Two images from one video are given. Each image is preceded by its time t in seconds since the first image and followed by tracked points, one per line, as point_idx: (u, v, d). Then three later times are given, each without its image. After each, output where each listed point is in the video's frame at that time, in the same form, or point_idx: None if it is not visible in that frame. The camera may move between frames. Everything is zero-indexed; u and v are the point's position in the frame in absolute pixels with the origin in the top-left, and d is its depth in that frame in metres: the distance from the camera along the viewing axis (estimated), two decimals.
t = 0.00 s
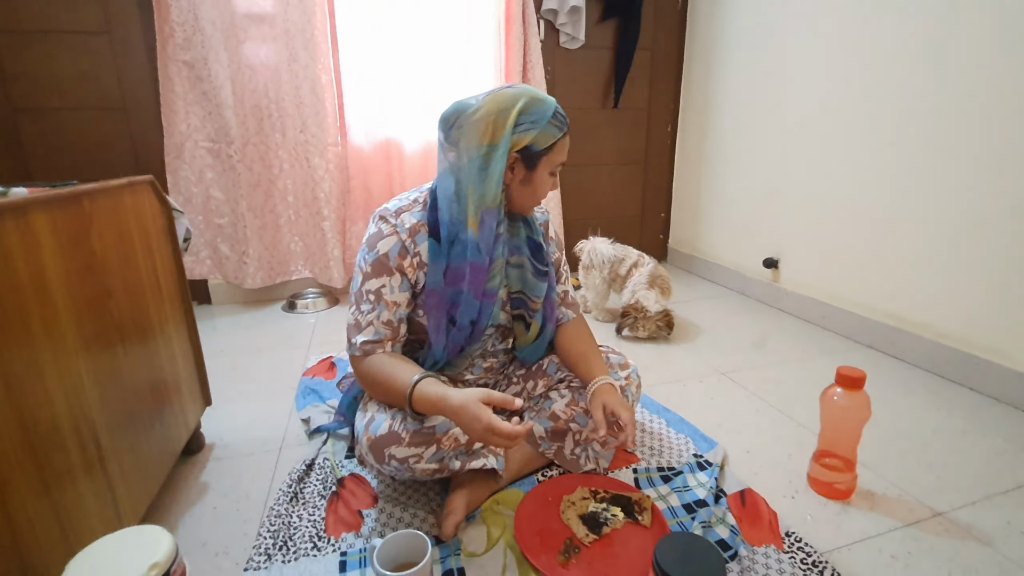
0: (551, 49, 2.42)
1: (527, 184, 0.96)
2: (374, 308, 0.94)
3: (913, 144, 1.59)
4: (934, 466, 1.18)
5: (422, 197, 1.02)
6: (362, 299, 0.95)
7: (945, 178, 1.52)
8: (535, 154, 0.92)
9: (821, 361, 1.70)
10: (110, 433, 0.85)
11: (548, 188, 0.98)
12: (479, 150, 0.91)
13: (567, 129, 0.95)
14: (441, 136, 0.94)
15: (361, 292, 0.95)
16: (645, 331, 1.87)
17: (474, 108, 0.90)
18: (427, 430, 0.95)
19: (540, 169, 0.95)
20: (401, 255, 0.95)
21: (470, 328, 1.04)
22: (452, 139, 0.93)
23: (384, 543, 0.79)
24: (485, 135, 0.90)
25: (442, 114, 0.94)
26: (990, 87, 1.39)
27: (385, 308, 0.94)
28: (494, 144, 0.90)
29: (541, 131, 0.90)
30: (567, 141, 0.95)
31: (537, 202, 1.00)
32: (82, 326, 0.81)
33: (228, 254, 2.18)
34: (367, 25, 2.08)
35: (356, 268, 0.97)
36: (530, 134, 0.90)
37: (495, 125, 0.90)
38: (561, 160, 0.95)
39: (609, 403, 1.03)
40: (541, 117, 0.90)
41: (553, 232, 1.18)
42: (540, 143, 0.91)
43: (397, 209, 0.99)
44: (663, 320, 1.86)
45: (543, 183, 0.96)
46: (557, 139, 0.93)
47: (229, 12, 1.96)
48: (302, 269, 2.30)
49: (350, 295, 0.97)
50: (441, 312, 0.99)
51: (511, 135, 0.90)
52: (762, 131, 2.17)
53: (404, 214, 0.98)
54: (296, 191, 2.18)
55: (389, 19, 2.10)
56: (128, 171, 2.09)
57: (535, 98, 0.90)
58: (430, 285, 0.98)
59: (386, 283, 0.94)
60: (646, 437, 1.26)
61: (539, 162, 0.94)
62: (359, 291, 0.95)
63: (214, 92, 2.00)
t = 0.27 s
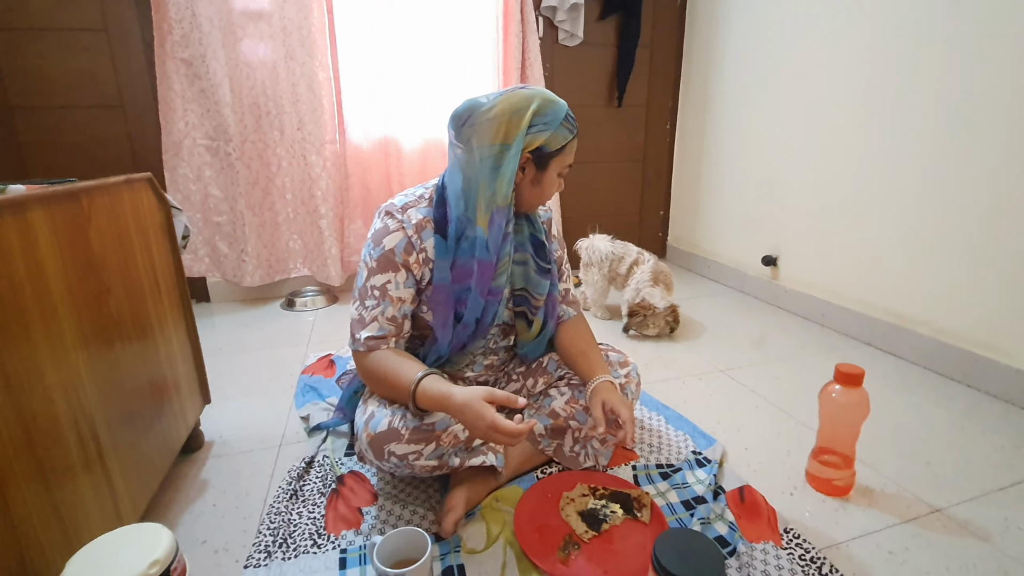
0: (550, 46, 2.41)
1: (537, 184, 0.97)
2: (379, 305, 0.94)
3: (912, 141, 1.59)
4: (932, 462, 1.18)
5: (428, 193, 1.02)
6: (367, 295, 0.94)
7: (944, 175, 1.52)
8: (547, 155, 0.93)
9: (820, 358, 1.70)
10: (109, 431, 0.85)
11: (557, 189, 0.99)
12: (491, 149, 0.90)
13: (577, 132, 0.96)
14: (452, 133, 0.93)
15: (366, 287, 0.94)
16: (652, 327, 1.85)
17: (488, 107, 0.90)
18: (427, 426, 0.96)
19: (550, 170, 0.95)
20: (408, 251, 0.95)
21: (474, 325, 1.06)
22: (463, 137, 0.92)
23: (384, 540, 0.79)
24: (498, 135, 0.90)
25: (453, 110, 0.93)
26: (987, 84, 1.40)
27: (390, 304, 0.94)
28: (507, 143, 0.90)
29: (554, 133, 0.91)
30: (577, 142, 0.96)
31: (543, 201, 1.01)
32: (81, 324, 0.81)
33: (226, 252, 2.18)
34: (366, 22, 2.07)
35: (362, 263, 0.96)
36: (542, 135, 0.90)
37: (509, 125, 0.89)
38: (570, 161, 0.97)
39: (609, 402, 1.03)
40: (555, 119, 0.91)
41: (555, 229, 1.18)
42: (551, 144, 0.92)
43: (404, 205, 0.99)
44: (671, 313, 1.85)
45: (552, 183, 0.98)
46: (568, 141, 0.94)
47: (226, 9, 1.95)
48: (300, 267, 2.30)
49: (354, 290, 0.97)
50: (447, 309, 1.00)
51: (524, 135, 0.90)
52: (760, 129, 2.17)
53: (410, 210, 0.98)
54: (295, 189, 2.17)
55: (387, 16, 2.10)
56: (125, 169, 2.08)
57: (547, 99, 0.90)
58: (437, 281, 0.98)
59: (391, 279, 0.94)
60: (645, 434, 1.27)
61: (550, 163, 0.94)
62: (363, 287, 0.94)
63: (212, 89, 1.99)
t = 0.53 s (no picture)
0: (550, 44, 2.41)
1: (537, 181, 0.98)
2: (380, 301, 0.94)
3: (912, 140, 1.59)
4: (931, 460, 1.19)
5: (428, 190, 1.02)
6: (368, 291, 0.94)
7: (944, 174, 1.52)
8: (547, 153, 0.93)
9: (819, 356, 1.71)
10: (113, 427, 0.86)
11: (557, 186, 1.00)
12: (492, 146, 0.90)
13: (576, 129, 0.96)
14: (453, 131, 0.93)
15: (366, 284, 0.95)
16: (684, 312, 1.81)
17: (488, 104, 0.89)
18: (429, 422, 0.96)
19: (550, 168, 0.96)
20: (408, 247, 0.95)
21: (477, 321, 1.06)
22: (463, 134, 0.91)
23: (387, 535, 0.80)
24: (498, 132, 0.89)
25: (453, 109, 0.93)
26: (987, 83, 1.40)
27: (391, 300, 0.95)
28: (508, 140, 0.90)
29: (554, 129, 0.91)
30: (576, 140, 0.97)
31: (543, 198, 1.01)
32: (85, 321, 0.81)
33: (227, 249, 2.18)
34: (366, 20, 2.07)
35: (362, 259, 0.97)
36: (542, 132, 0.91)
37: (509, 122, 0.89)
38: (570, 159, 0.97)
39: (609, 399, 1.03)
40: (555, 116, 0.91)
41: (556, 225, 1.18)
42: (552, 141, 0.92)
43: (404, 202, 0.99)
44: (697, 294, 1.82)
45: (552, 181, 0.98)
46: (568, 138, 0.94)
47: (227, 6, 1.95)
48: (301, 264, 2.30)
49: (355, 286, 0.97)
50: (450, 305, 1.00)
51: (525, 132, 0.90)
52: (761, 127, 2.17)
53: (410, 207, 0.98)
54: (295, 186, 2.17)
55: (387, 14, 2.09)
56: (126, 166, 2.08)
57: (547, 96, 0.91)
58: (439, 276, 0.97)
59: (392, 275, 0.94)
60: (645, 431, 1.27)
61: (550, 160, 0.95)
62: (364, 283, 0.94)
63: (213, 86, 1.99)
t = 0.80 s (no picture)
0: (550, 40, 2.41)
1: (530, 175, 0.98)
2: (375, 297, 0.94)
3: (911, 138, 1.59)
4: (927, 456, 1.19)
5: (422, 185, 1.02)
6: (363, 287, 0.94)
7: (942, 171, 1.52)
8: (537, 145, 0.93)
9: (817, 353, 1.71)
10: (110, 423, 0.86)
11: (549, 179, 1.00)
12: (482, 141, 0.90)
13: (567, 120, 0.95)
14: (443, 128, 0.93)
15: (361, 279, 0.95)
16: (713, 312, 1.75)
17: (475, 99, 0.89)
18: (425, 418, 0.96)
19: (541, 160, 0.96)
20: (402, 243, 0.95)
21: (473, 316, 1.06)
22: (453, 132, 0.91)
23: (383, 530, 0.80)
24: (487, 127, 0.89)
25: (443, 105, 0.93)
26: (986, 81, 1.40)
27: (386, 296, 0.95)
28: (497, 135, 0.89)
29: (544, 121, 0.91)
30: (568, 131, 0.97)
31: (537, 190, 1.01)
32: (83, 316, 0.81)
33: (225, 245, 2.18)
34: (365, 16, 2.06)
35: (356, 256, 0.96)
36: (532, 124, 0.90)
37: (498, 117, 0.89)
38: (562, 151, 0.97)
39: (603, 398, 1.03)
40: (543, 108, 0.91)
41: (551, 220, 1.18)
42: (542, 133, 0.92)
43: (398, 197, 0.99)
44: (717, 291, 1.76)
45: (544, 174, 0.98)
46: (559, 130, 0.94)
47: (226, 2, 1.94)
48: (299, 261, 2.30)
49: (350, 283, 0.97)
50: (445, 301, 1.00)
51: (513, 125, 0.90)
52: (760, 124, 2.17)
53: (404, 203, 0.98)
54: (293, 182, 2.17)
55: (386, 10, 2.09)
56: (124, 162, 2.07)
57: (534, 88, 0.90)
58: (433, 271, 0.98)
59: (386, 271, 0.94)
60: (642, 428, 1.27)
61: (541, 153, 0.95)
62: (359, 279, 0.94)
63: (211, 82, 1.99)
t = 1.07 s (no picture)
0: (544, 36, 2.40)
1: (498, 163, 0.95)
2: (360, 288, 0.94)
3: (903, 135, 1.60)
4: (916, 452, 1.20)
5: (405, 177, 1.03)
6: (348, 278, 0.95)
7: (934, 168, 1.52)
8: (503, 132, 0.91)
9: (808, 349, 1.71)
10: (96, 418, 0.85)
11: (521, 169, 0.96)
12: (449, 129, 0.91)
13: (540, 106, 0.93)
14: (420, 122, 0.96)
15: (347, 271, 0.95)
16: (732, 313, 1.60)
17: (444, 91, 0.92)
18: (414, 414, 0.96)
19: (510, 149, 0.93)
20: (384, 233, 0.95)
21: (461, 308, 1.05)
22: (429, 124, 0.94)
23: (370, 526, 0.79)
24: (453, 115, 0.91)
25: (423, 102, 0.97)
26: (979, 78, 1.40)
27: (371, 287, 0.94)
28: (461, 122, 0.90)
29: (506, 106, 0.90)
30: (540, 119, 0.93)
31: (517, 181, 0.98)
32: (68, 310, 0.80)
33: (216, 240, 2.16)
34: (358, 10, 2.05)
35: (341, 248, 0.97)
36: (493, 110, 0.90)
37: (461, 104, 0.90)
38: (533, 139, 0.93)
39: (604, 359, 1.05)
40: (507, 93, 0.90)
41: (541, 212, 1.18)
42: (506, 119, 0.90)
43: (380, 189, 0.99)
44: (729, 289, 1.61)
45: (516, 163, 0.94)
46: (525, 116, 0.91)
47: None
48: (291, 256, 2.29)
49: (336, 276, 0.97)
50: (431, 293, 1.00)
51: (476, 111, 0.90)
52: (754, 121, 2.17)
53: (386, 194, 0.99)
54: (285, 177, 2.16)
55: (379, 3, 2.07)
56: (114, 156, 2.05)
57: (500, 75, 0.90)
58: (419, 263, 0.97)
59: (370, 262, 0.94)
60: (633, 423, 1.27)
61: (509, 140, 0.92)
62: (345, 271, 0.95)
63: (202, 76, 1.97)
